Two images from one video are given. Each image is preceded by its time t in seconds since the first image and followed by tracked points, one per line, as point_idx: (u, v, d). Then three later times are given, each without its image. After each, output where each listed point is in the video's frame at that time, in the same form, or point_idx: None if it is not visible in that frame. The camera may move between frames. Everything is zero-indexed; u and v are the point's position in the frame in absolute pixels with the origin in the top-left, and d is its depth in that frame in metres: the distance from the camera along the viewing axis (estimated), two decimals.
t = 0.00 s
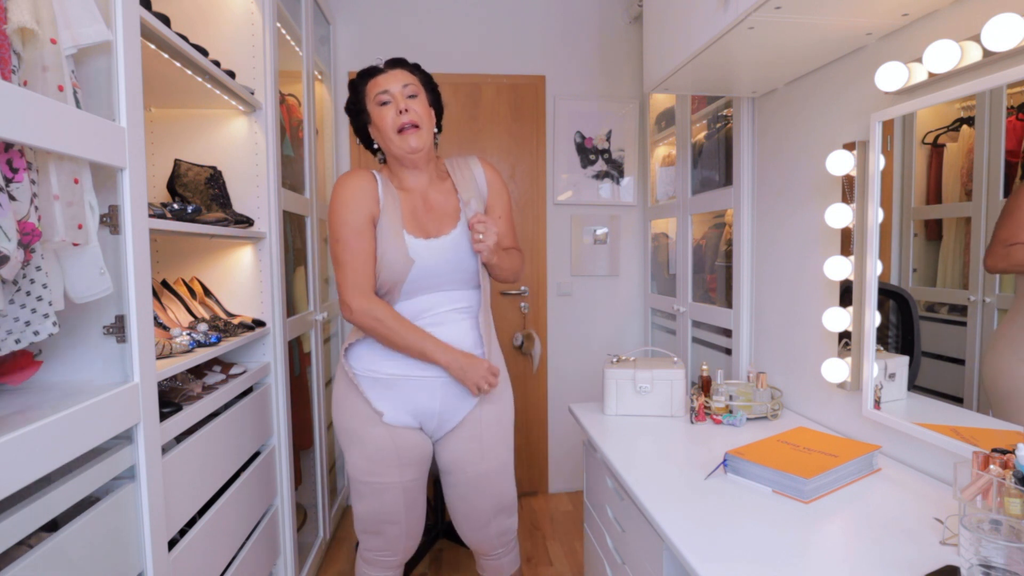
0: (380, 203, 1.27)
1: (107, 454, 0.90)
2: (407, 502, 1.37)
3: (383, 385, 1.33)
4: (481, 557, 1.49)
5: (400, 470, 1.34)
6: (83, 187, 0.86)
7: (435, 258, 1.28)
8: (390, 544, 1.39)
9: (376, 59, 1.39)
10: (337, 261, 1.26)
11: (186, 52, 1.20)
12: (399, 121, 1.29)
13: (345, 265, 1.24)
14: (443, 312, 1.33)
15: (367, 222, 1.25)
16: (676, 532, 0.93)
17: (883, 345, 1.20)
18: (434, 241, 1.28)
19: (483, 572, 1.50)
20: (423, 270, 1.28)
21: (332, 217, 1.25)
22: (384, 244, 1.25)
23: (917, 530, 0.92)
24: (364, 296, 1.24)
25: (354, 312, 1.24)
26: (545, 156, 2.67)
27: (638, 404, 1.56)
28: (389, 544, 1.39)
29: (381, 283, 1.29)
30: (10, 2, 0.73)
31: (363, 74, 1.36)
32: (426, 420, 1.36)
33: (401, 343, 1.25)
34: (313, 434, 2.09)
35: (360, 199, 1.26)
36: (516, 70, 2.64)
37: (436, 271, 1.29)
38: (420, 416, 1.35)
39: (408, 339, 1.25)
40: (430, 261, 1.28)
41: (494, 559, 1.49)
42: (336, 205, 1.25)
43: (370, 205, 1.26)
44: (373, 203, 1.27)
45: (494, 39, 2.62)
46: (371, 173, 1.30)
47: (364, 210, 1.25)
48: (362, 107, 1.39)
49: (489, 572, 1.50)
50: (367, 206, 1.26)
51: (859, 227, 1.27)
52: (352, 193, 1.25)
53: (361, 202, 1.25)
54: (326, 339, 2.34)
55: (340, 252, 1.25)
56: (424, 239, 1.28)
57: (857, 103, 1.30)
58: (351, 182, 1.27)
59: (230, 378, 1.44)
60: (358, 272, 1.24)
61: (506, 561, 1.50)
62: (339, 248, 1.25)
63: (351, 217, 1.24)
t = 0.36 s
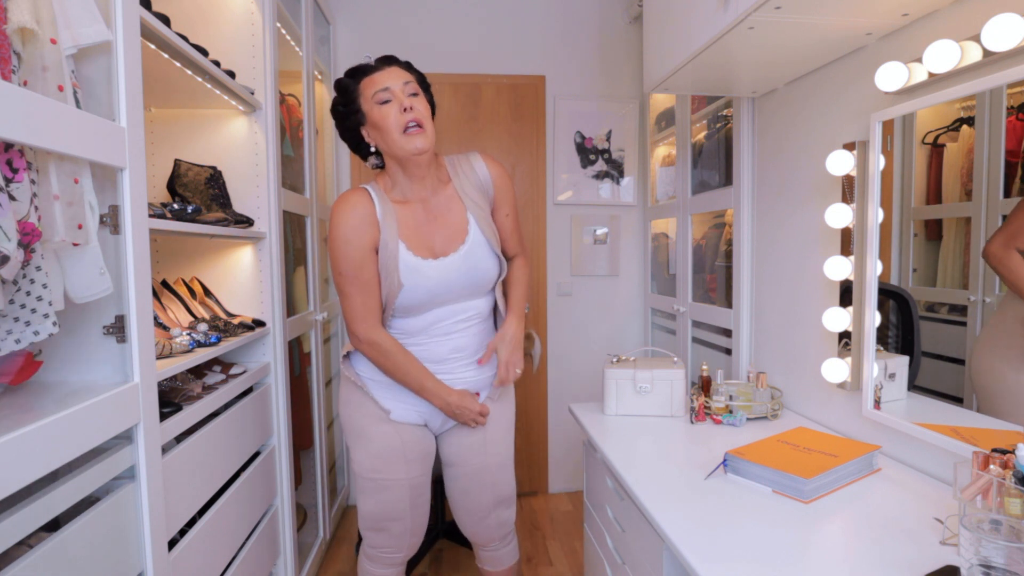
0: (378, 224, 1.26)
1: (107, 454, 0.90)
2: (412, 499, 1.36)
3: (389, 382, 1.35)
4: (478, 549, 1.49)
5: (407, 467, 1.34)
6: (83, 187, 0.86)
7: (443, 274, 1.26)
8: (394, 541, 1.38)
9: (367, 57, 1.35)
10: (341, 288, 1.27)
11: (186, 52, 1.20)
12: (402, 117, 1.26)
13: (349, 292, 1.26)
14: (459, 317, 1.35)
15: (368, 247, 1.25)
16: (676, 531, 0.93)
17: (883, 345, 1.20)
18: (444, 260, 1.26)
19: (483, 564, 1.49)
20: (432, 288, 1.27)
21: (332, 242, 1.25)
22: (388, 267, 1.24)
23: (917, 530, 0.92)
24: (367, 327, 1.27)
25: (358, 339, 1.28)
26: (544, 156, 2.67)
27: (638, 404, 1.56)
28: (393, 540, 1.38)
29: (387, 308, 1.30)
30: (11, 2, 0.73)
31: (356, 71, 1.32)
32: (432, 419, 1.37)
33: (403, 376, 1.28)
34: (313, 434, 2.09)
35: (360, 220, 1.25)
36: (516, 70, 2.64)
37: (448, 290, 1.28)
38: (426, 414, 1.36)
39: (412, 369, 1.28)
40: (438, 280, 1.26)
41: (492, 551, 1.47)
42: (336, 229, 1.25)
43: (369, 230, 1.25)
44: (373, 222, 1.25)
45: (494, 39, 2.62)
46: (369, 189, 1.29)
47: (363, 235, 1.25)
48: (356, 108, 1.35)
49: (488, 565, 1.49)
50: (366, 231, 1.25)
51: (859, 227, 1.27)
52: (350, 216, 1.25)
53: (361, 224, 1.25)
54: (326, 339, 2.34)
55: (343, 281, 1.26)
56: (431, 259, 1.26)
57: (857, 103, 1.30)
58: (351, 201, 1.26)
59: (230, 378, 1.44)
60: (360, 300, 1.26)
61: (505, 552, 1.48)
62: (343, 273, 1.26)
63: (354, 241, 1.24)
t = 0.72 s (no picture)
0: (385, 231, 1.23)
1: (107, 454, 0.90)
2: (412, 497, 1.36)
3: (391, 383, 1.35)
4: (475, 545, 1.49)
5: (408, 465, 1.34)
6: (83, 187, 0.86)
7: (451, 284, 1.25)
8: (395, 540, 1.38)
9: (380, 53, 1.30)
10: (345, 293, 1.25)
11: (186, 52, 1.20)
12: (408, 130, 1.24)
13: (354, 298, 1.24)
14: (465, 323, 1.35)
15: (375, 254, 1.23)
16: (676, 531, 0.93)
17: (883, 345, 1.20)
18: (452, 270, 1.26)
19: (478, 560, 1.49)
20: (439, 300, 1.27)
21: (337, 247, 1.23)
22: (395, 276, 1.23)
23: (917, 530, 0.92)
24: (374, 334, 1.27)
25: (362, 344, 1.27)
26: (545, 156, 2.67)
27: (638, 404, 1.56)
28: (394, 539, 1.38)
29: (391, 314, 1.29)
30: (10, 2, 0.73)
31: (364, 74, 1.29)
32: (432, 420, 1.38)
33: (406, 381, 1.29)
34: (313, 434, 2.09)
35: (367, 227, 1.23)
36: (516, 70, 2.64)
37: (455, 298, 1.28)
38: (427, 414, 1.37)
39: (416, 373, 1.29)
40: (447, 289, 1.26)
41: (489, 546, 1.48)
42: (341, 234, 1.22)
43: (376, 237, 1.23)
44: (380, 229, 1.23)
45: (494, 39, 2.62)
46: (377, 194, 1.27)
47: (371, 243, 1.23)
48: (365, 107, 1.32)
49: (483, 560, 1.49)
50: (373, 239, 1.23)
51: (859, 228, 1.27)
52: (357, 221, 1.22)
53: (367, 231, 1.22)
54: (326, 339, 2.34)
55: (347, 288, 1.24)
56: (439, 269, 1.25)
57: (857, 103, 1.30)
58: (357, 207, 1.24)
59: (230, 378, 1.44)
60: (365, 308, 1.25)
61: (501, 548, 1.48)
62: (347, 280, 1.24)
63: (361, 249, 1.22)
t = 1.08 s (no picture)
0: (396, 243, 1.21)
1: (107, 454, 0.90)
2: (412, 497, 1.36)
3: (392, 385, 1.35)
4: (473, 544, 1.49)
5: (406, 464, 1.34)
6: (83, 187, 0.86)
7: (461, 297, 1.25)
8: (393, 541, 1.37)
9: (393, 58, 1.28)
10: (353, 303, 1.23)
11: (186, 52, 1.20)
12: (426, 143, 1.23)
13: (363, 310, 1.22)
14: (469, 328, 1.36)
15: (387, 266, 1.21)
16: (675, 531, 0.93)
17: (883, 345, 1.20)
18: (461, 282, 1.25)
19: (477, 559, 1.49)
20: (448, 311, 1.27)
21: (348, 256, 1.20)
22: (407, 287, 1.22)
23: (916, 530, 0.92)
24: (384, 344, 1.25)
25: (371, 352, 1.26)
26: (545, 155, 2.67)
27: (638, 404, 1.56)
28: (392, 541, 1.37)
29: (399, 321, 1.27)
30: (10, 2, 0.73)
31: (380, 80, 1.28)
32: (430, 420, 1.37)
33: (416, 388, 1.29)
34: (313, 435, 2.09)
35: (379, 238, 1.20)
36: (516, 70, 2.64)
37: (462, 308, 1.28)
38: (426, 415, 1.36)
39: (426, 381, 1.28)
40: (455, 301, 1.25)
41: (488, 545, 1.48)
42: (351, 244, 1.20)
43: (388, 248, 1.21)
44: (392, 239, 1.21)
45: (494, 39, 2.62)
46: (387, 202, 1.25)
47: (382, 254, 1.20)
48: (377, 112, 1.31)
49: (483, 559, 1.48)
50: (385, 250, 1.21)
51: (859, 228, 1.27)
52: (367, 232, 1.20)
53: (379, 241, 1.20)
54: (326, 339, 2.34)
55: (357, 299, 1.22)
56: (449, 281, 1.25)
57: (858, 103, 1.30)
58: (370, 216, 1.22)
59: (230, 378, 1.44)
60: (376, 318, 1.23)
61: (500, 546, 1.49)
62: (358, 290, 1.21)
63: (373, 259, 1.20)
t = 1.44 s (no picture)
0: (393, 244, 1.21)
1: (107, 454, 0.90)
2: (411, 497, 1.36)
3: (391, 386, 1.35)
4: (472, 543, 1.49)
5: (406, 464, 1.34)
6: (83, 187, 0.86)
7: (457, 297, 1.25)
8: (389, 545, 1.37)
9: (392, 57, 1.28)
10: (343, 303, 1.25)
11: (186, 52, 1.20)
12: (424, 141, 1.23)
13: (352, 310, 1.24)
14: (467, 328, 1.36)
15: (381, 268, 1.21)
16: (676, 531, 0.93)
17: (883, 345, 1.20)
18: (458, 281, 1.25)
19: (478, 558, 1.49)
20: (444, 311, 1.27)
21: (342, 258, 1.21)
22: (401, 288, 1.22)
23: (916, 530, 0.92)
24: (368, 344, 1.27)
25: (355, 354, 1.27)
26: (545, 155, 2.67)
27: (638, 404, 1.56)
28: (388, 545, 1.37)
29: (391, 321, 1.29)
30: (10, 2, 0.73)
31: (378, 78, 1.27)
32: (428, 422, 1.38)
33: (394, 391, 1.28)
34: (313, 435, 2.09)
35: (374, 240, 1.21)
36: (516, 69, 2.64)
37: (459, 308, 1.28)
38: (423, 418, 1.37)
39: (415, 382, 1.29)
40: (452, 301, 1.25)
41: (487, 544, 1.48)
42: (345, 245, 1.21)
43: (382, 250, 1.21)
44: (387, 241, 1.22)
45: (494, 39, 2.62)
46: (383, 204, 1.26)
47: (377, 256, 1.21)
48: (375, 112, 1.31)
49: (483, 558, 1.48)
50: (379, 252, 1.21)
51: (859, 228, 1.27)
52: (362, 235, 1.21)
53: (375, 244, 1.21)
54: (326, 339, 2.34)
55: (347, 300, 1.23)
56: (446, 281, 1.25)
57: (857, 103, 1.30)
58: (365, 218, 1.23)
59: (230, 378, 1.44)
60: (367, 318, 1.24)
61: (500, 544, 1.48)
62: (350, 291, 1.22)
63: (368, 261, 1.20)
